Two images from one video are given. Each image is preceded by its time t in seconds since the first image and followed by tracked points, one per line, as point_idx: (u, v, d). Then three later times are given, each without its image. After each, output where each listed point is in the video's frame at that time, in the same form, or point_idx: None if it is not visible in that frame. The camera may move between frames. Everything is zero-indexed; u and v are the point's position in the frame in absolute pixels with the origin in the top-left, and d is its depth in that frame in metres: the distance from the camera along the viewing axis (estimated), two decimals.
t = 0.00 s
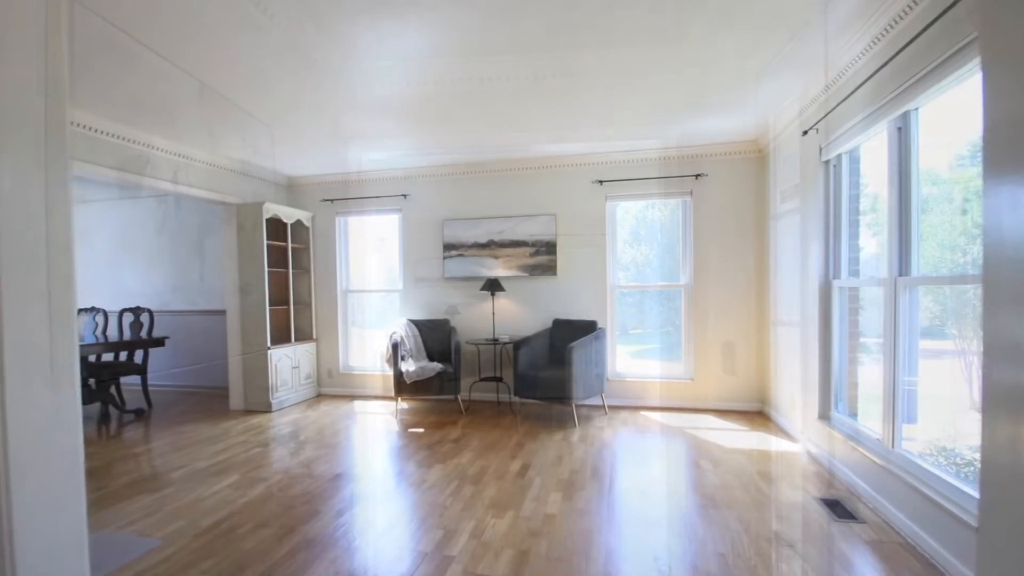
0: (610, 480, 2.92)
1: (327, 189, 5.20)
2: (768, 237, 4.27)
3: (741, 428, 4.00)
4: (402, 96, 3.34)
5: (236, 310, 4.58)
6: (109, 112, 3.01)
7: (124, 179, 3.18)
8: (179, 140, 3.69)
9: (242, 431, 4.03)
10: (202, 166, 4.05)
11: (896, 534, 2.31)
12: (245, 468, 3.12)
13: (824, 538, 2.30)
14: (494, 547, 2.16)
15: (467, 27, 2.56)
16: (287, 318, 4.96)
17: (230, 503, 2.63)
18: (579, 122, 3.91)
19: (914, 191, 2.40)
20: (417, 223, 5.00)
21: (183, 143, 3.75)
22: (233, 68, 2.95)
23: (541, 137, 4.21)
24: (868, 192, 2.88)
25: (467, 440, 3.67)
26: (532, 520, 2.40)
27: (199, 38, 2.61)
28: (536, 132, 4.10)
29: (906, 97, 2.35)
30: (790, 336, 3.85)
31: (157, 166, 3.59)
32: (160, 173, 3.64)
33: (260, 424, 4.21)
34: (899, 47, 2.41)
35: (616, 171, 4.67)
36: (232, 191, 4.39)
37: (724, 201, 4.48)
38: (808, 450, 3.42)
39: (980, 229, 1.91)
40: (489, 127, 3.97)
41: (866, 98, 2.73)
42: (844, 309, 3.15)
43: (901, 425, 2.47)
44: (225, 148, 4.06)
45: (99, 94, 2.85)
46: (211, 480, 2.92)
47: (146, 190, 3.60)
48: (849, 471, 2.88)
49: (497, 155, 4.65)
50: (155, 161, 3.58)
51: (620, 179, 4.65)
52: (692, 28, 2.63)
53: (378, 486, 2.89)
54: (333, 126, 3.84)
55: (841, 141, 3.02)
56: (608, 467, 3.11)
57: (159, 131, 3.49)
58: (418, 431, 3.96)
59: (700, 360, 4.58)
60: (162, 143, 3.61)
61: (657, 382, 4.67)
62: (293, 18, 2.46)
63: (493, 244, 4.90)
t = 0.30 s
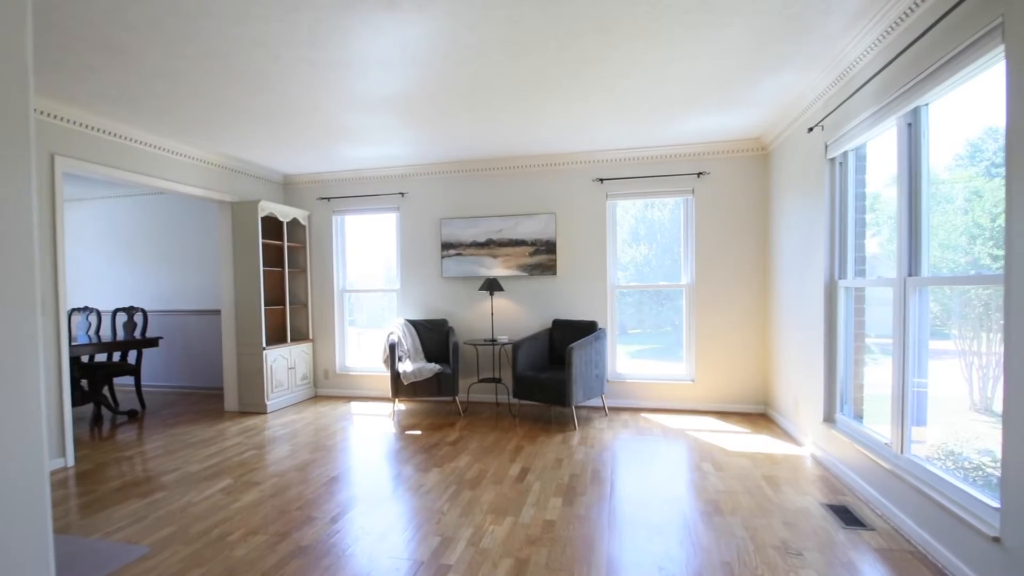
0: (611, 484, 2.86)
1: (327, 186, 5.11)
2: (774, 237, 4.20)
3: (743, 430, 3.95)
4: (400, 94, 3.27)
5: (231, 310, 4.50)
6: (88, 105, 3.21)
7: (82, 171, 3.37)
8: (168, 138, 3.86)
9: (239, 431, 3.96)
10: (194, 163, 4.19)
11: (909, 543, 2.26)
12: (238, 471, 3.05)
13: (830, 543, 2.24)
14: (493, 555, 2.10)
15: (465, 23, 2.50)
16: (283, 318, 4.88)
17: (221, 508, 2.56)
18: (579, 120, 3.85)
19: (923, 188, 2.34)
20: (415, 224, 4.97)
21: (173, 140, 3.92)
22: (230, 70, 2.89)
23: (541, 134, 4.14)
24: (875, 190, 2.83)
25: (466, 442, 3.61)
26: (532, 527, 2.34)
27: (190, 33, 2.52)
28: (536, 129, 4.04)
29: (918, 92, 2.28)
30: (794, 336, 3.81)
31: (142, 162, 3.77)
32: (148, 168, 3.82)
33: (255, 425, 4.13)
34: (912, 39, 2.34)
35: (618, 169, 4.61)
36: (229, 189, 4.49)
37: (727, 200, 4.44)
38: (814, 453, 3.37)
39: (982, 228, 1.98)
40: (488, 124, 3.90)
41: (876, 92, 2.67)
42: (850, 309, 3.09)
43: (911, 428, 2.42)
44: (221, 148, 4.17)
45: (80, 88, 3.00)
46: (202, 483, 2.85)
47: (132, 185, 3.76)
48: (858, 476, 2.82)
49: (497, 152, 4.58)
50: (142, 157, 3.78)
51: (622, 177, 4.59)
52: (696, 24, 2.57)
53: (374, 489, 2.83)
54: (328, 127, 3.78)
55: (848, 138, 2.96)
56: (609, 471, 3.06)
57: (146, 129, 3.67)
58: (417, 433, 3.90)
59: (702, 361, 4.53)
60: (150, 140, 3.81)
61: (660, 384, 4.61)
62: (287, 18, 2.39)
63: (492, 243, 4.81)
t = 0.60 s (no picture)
0: (614, 489, 2.81)
1: (325, 186, 5.04)
2: (779, 237, 4.13)
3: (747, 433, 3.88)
4: (399, 91, 3.20)
5: (227, 311, 4.43)
6: (83, 102, 3.15)
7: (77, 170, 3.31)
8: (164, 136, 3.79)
9: (232, 435, 3.88)
10: (191, 162, 4.13)
11: (924, 554, 2.20)
12: (233, 475, 2.99)
13: (841, 552, 2.18)
14: (493, 565, 2.03)
15: (466, 17, 2.43)
16: (280, 318, 4.81)
17: (214, 515, 2.49)
18: (581, 118, 3.79)
19: (936, 188, 2.29)
20: (415, 222, 4.89)
21: (170, 138, 3.86)
22: (226, 66, 2.83)
23: (543, 132, 4.08)
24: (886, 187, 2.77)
25: (466, 445, 3.55)
26: (533, 535, 2.27)
27: (181, 27, 2.42)
28: (537, 127, 3.97)
29: (931, 88, 2.22)
30: (800, 339, 3.74)
31: (138, 161, 3.71)
32: (144, 167, 3.76)
33: (251, 427, 4.06)
34: (924, 35, 2.29)
35: (620, 168, 4.55)
36: (226, 188, 4.43)
37: (731, 199, 4.37)
38: (821, 458, 3.31)
39: (982, 228, 2.01)
40: (490, 122, 3.83)
41: (887, 89, 2.61)
42: (858, 310, 3.03)
43: (923, 432, 2.35)
44: (219, 147, 4.11)
45: (73, 85, 2.93)
46: (195, 489, 2.79)
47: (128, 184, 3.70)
48: (868, 482, 2.75)
49: (497, 151, 4.52)
50: (139, 156, 3.72)
51: (624, 176, 4.53)
52: (702, 19, 2.50)
53: (371, 494, 2.78)
54: (325, 125, 3.71)
55: (856, 136, 2.90)
56: (611, 476, 3.00)
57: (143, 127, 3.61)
58: (415, 436, 3.83)
59: (706, 363, 4.45)
60: (146, 138, 3.75)
61: (662, 386, 4.54)
62: (284, 11, 2.32)
63: (493, 243, 4.75)
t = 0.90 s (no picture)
0: (618, 495, 2.75)
1: (325, 185, 4.98)
2: (786, 236, 4.06)
3: (754, 437, 3.81)
4: (399, 88, 3.13)
5: (225, 312, 4.37)
6: (79, 101, 3.09)
7: (72, 170, 3.26)
8: (162, 134, 3.73)
9: (229, 438, 3.82)
10: (187, 161, 4.05)
11: (941, 566, 2.13)
12: (229, 480, 2.92)
13: (854, 563, 2.11)
14: None
15: (465, 11, 2.36)
16: (279, 320, 4.75)
17: (208, 523, 2.43)
18: (585, 116, 3.72)
19: (953, 187, 2.21)
20: (415, 222, 4.83)
21: (167, 137, 3.80)
22: (222, 63, 2.76)
23: (546, 130, 4.01)
24: (898, 187, 2.70)
25: (467, 449, 3.48)
26: (536, 545, 2.21)
27: (175, 23, 2.36)
28: (540, 125, 3.91)
29: (949, 83, 2.13)
30: (808, 341, 3.66)
31: (135, 160, 3.65)
32: (142, 166, 3.70)
33: (250, 430, 4.00)
34: (939, 30, 2.22)
35: (624, 167, 4.48)
36: (225, 188, 4.37)
37: (738, 198, 4.29)
38: (831, 464, 3.23)
39: (990, 228, 1.99)
40: (492, 120, 3.76)
41: (899, 85, 2.54)
42: (870, 312, 2.96)
43: (940, 434, 2.27)
44: (216, 146, 4.05)
45: (67, 82, 2.87)
46: (190, 494, 2.73)
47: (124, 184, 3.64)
48: (881, 490, 2.68)
49: (499, 149, 4.45)
50: (135, 155, 3.66)
51: (628, 175, 4.46)
52: (710, 13, 2.43)
53: (370, 500, 2.72)
54: (323, 123, 3.65)
55: (867, 134, 2.83)
56: (615, 481, 2.94)
57: (140, 126, 3.55)
58: (416, 440, 3.77)
59: (711, 365, 4.38)
60: (143, 137, 3.69)
61: (667, 389, 4.47)
62: (279, 6, 2.25)
63: (494, 244, 4.68)
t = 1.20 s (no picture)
0: (625, 503, 2.67)
1: (326, 185, 4.92)
2: (798, 236, 3.96)
3: (765, 443, 3.72)
4: (399, 84, 3.06)
5: (226, 313, 4.32)
6: (74, 99, 3.05)
7: (68, 169, 3.21)
8: (160, 133, 3.69)
9: (229, 441, 3.77)
10: (186, 160, 4.01)
11: None
12: (226, 485, 2.86)
13: None
14: None
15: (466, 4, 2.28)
16: (280, 321, 4.69)
17: (203, 530, 2.37)
18: (590, 113, 3.63)
19: (976, 185, 2.12)
20: (418, 222, 4.76)
21: (165, 136, 3.75)
22: (218, 59, 2.70)
23: (550, 127, 3.93)
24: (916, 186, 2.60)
25: (469, 454, 3.41)
26: (539, 557, 2.13)
27: (168, 19, 2.30)
28: (544, 122, 3.82)
29: (971, 76, 2.03)
30: (821, 344, 3.57)
31: (133, 159, 3.61)
32: (140, 165, 3.66)
33: (250, 433, 3.95)
34: (961, 21, 2.12)
35: (630, 166, 4.39)
36: (225, 188, 4.32)
37: (747, 197, 4.20)
38: (846, 471, 3.13)
39: (1001, 226, 1.98)
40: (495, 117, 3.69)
41: (918, 80, 2.45)
42: (886, 314, 2.86)
43: (963, 440, 2.16)
44: (216, 145, 4.00)
45: (62, 80, 2.82)
46: (187, 500, 2.67)
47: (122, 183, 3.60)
48: (899, 499, 2.58)
49: (503, 148, 4.37)
50: (133, 154, 3.62)
51: (634, 174, 4.37)
52: (720, 6, 2.34)
53: (369, 506, 2.65)
54: (322, 120, 3.58)
55: (883, 130, 2.74)
56: (622, 488, 2.86)
57: (138, 124, 3.50)
58: (417, 443, 3.70)
59: (720, 368, 4.28)
60: (141, 136, 3.64)
61: (675, 392, 4.37)
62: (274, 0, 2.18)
63: (498, 243, 4.60)
